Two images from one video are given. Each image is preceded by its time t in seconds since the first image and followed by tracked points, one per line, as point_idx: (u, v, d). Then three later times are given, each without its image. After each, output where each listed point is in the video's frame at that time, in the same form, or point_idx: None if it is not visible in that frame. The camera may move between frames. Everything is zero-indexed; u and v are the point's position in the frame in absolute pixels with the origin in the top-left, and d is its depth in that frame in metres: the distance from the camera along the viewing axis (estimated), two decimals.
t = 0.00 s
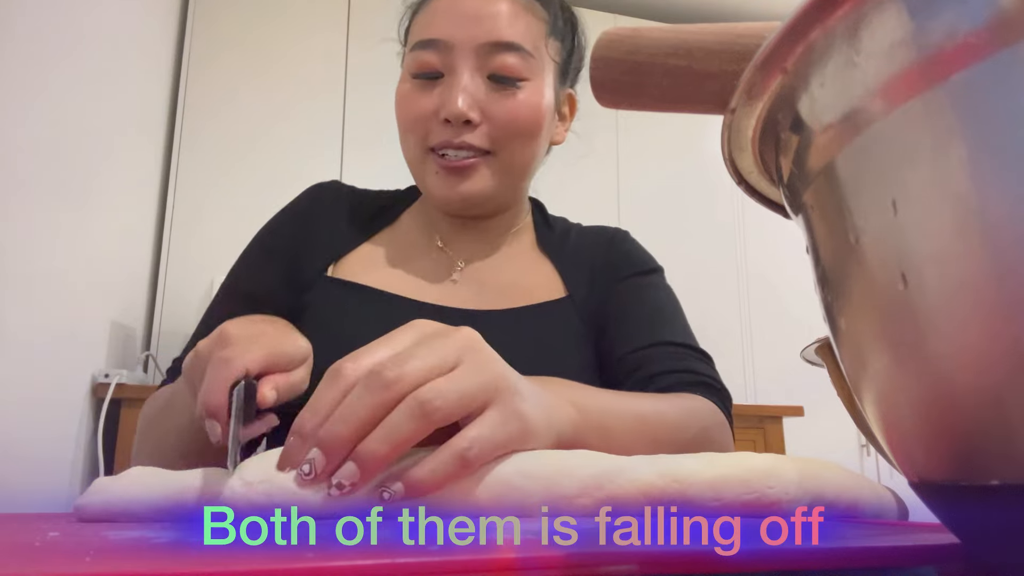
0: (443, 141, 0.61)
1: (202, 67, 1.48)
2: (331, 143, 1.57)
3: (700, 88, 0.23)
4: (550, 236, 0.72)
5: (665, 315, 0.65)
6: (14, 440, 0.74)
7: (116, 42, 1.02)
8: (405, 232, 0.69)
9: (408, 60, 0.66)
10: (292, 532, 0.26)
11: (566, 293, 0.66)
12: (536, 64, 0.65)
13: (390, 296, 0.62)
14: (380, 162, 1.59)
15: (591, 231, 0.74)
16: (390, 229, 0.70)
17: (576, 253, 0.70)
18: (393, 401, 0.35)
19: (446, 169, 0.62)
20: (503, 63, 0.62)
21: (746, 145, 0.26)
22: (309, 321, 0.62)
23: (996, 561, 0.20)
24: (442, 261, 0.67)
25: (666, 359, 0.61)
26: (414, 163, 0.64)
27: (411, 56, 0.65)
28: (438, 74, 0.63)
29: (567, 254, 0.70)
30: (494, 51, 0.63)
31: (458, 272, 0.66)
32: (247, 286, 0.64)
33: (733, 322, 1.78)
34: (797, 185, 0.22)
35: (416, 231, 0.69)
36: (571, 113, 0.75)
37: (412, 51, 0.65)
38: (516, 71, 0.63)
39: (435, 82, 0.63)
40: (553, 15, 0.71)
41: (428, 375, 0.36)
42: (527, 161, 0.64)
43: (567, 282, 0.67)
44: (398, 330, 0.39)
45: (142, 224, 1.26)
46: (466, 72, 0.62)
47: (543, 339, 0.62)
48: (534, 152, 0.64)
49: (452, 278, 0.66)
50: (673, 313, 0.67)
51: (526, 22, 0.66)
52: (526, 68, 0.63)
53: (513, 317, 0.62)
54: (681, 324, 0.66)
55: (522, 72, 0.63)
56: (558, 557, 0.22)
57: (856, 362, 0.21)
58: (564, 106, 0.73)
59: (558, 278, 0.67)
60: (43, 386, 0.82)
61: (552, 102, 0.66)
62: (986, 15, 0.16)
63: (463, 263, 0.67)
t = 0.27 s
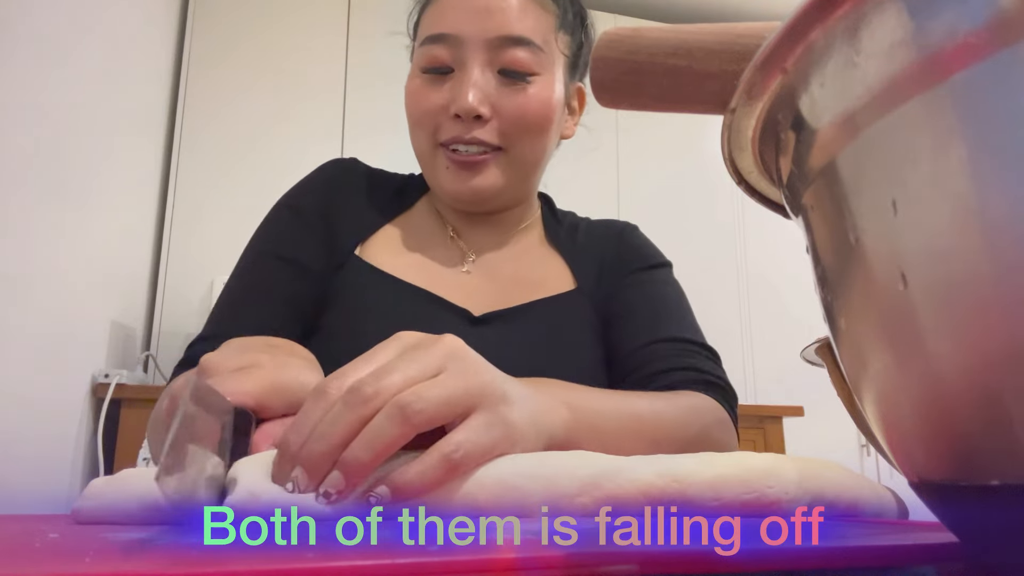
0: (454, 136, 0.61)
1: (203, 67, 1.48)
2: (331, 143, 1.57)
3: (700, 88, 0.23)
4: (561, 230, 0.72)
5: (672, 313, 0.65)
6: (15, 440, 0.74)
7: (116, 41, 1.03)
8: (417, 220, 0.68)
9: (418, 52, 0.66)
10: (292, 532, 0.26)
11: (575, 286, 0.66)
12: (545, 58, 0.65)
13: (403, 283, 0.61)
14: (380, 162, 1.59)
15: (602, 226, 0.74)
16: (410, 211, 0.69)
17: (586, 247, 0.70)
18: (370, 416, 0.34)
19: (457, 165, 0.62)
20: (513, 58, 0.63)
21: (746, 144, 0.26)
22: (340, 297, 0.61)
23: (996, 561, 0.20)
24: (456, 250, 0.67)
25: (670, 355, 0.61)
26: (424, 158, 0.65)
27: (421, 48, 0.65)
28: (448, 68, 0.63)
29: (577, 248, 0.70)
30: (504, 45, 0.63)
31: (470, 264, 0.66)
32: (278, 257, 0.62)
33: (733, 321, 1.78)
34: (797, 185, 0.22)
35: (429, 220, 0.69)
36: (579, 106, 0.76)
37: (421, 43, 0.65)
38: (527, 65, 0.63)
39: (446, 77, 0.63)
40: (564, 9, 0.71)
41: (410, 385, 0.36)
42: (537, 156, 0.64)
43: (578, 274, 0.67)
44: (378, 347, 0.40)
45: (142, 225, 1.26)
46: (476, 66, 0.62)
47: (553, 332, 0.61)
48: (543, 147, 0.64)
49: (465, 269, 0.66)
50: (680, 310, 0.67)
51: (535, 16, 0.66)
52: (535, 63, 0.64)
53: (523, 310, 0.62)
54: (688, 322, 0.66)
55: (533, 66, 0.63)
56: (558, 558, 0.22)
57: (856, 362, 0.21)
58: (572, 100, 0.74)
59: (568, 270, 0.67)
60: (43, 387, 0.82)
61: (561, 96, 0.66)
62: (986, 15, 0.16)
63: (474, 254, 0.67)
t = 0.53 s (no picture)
0: (464, 138, 0.62)
1: (203, 67, 1.48)
2: (331, 143, 1.56)
3: (700, 88, 0.23)
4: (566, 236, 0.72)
5: (677, 319, 0.65)
6: (14, 440, 0.74)
7: (116, 40, 1.03)
8: (419, 224, 0.69)
9: (427, 53, 0.66)
10: (292, 532, 0.26)
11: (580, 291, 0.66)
12: (554, 61, 0.65)
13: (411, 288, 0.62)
14: (381, 163, 1.59)
15: (608, 231, 0.74)
16: (407, 219, 0.70)
17: (591, 251, 0.70)
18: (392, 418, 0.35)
19: (465, 167, 0.63)
20: (522, 60, 0.63)
21: (746, 144, 0.26)
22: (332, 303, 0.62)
23: (995, 561, 0.20)
24: (459, 251, 0.68)
25: (672, 361, 0.60)
26: (432, 159, 0.65)
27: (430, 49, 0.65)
28: (458, 71, 0.63)
29: (582, 253, 0.70)
30: (513, 48, 0.63)
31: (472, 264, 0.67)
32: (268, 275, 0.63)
33: (733, 321, 1.78)
34: (797, 186, 0.22)
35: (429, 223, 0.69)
36: (584, 108, 0.76)
37: (430, 44, 0.65)
38: (536, 68, 0.63)
39: (455, 79, 0.63)
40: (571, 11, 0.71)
41: (429, 387, 0.37)
42: (546, 158, 0.65)
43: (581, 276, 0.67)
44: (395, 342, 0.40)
45: (142, 225, 1.26)
46: (485, 69, 0.62)
47: (555, 333, 0.61)
48: (551, 149, 0.65)
49: (466, 269, 0.66)
50: (685, 317, 0.66)
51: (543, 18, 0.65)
52: (544, 66, 0.64)
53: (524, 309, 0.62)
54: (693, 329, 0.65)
55: (543, 69, 0.64)
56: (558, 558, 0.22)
57: (856, 362, 0.21)
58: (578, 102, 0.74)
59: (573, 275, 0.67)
60: (42, 387, 0.82)
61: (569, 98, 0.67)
62: (986, 15, 0.16)
63: (478, 254, 0.68)
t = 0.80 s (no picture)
0: (463, 139, 0.62)
1: (202, 67, 1.48)
2: (331, 143, 1.56)
3: (700, 89, 0.23)
4: (564, 239, 0.72)
5: (676, 327, 0.66)
6: (15, 439, 0.74)
7: (116, 40, 1.03)
8: (413, 228, 0.69)
9: (427, 52, 0.65)
10: (292, 532, 0.26)
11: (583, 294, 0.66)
12: (557, 65, 0.65)
13: (411, 294, 0.61)
14: (380, 162, 1.59)
15: (605, 236, 0.74)
16: (403, 222, 0.70)
17: (590, 257, 0.70)
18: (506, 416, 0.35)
19: (465, 169, 0.63)
20: (525, 64, 0.62)
21: (746, 144, 0.26)
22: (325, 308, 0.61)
23: (994, 559, 0.20)
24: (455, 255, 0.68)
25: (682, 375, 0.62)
26: (431, 160, 0.65)
27: (431, 49, 0.64)
28: (461, 72, 0.63)
29: (581, 258, 0.70)
30: (517, 51, 0.62)
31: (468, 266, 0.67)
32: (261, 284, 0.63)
33: (733, 321, 1.78)
34: (797, 186, 0.22)
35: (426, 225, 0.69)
36: (578, 112, 0.76)
37: (432, 43, 0.64)
38: (540, 73, 0.63)
39: (457, 80, 0.63)
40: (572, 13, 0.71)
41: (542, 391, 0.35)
42: (544, 161, 0.65)
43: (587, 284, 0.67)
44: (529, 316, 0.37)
45: (142, 225, 1.26)
46: (489, 72, 0.61)
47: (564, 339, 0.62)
48: (550, 153, 0.65)
49: (463, 272, 0.67)
50: (683, 325, 0.68)
51: (545, 21, 0.64)
52: (546, 70, 0.63)
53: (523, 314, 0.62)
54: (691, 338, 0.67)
55: (545, 74, 0.63)
56: (558, 557, 0.22)
57: (855, 362, 0.21)
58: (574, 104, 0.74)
59: (575, 279, 0.67)
60: (42, 387, 0.82)
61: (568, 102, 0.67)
62: (986, 15, 0.16)
63: (474, 257, 0.68)
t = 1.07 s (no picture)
0: (469, 143, 0.62)
1: (202, 66, 1.48)
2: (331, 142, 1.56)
3: (700, 89, 0.23)
4: (569, 236, 0.72)
5: (683, 324, 0.67)
6: (15, 439, 0.74)
7: (116, 39, 1.03)
8: (420, 228, 0.69)
9: (430, 55, 0.65)
10: (292, 532, 0.26)
11: (587, 297, 0.66)
12: (562, 65, 0.65)
13: (412, 291, 0.61)
14: (380, 163, 1.59)
15: (610, 230, 0.74)
16: (409, 221, 0.70)
17: (595, 254, 0.70)
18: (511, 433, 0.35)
19: (471, 173, 0.63)
20: (529, 65, 0.62)
21: (745, 145, 0.26)
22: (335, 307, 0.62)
23: (993, 559, 0.20)
24: (461, 258, 0.68)
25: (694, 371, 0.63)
26: (436, 164, 0.64)
27: (434, 51, 0.64)
28: (465, 74, 0.63)
29: (586, 256, 0.70)
30: (522, 52, 0.62)
31: (475, 268, 0.67)
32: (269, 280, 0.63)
33: (733, 321, 1.78)
34: (797, 187, 0.22)
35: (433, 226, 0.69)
36: (584, 112, 0.76)
37: (435, 46, 0.64)
38: (545, 73, 0.63)
39: (462, 83, 0.63)
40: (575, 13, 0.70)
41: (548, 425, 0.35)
42: (550, 164, 0.65)
43: (593, 284, 0.67)
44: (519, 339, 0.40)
45: (142, 225, 1.26)
46: (494, 74, 0.62)
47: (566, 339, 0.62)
48: (556, 154, 0.65)
49: (469, 274, 0.66)
50: (689, 320, 0.68)
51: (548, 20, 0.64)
52: (550, 70, 0.63)
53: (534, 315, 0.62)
54: (697, 332, 0.67)
55: (550, 74, 0.63)
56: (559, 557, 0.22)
57: (855, 362, 0.21)
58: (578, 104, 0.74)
59: (579, 281, 0.67)
60: (42, 387, 0.82)
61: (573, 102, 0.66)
62: (986, 15, 0.16)
63: (479, 262, 0.68)
